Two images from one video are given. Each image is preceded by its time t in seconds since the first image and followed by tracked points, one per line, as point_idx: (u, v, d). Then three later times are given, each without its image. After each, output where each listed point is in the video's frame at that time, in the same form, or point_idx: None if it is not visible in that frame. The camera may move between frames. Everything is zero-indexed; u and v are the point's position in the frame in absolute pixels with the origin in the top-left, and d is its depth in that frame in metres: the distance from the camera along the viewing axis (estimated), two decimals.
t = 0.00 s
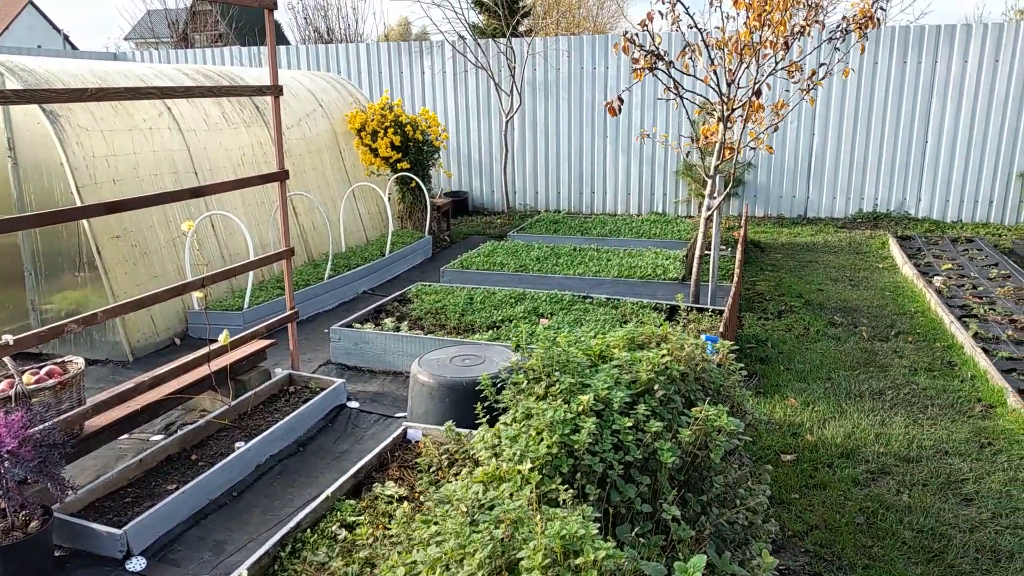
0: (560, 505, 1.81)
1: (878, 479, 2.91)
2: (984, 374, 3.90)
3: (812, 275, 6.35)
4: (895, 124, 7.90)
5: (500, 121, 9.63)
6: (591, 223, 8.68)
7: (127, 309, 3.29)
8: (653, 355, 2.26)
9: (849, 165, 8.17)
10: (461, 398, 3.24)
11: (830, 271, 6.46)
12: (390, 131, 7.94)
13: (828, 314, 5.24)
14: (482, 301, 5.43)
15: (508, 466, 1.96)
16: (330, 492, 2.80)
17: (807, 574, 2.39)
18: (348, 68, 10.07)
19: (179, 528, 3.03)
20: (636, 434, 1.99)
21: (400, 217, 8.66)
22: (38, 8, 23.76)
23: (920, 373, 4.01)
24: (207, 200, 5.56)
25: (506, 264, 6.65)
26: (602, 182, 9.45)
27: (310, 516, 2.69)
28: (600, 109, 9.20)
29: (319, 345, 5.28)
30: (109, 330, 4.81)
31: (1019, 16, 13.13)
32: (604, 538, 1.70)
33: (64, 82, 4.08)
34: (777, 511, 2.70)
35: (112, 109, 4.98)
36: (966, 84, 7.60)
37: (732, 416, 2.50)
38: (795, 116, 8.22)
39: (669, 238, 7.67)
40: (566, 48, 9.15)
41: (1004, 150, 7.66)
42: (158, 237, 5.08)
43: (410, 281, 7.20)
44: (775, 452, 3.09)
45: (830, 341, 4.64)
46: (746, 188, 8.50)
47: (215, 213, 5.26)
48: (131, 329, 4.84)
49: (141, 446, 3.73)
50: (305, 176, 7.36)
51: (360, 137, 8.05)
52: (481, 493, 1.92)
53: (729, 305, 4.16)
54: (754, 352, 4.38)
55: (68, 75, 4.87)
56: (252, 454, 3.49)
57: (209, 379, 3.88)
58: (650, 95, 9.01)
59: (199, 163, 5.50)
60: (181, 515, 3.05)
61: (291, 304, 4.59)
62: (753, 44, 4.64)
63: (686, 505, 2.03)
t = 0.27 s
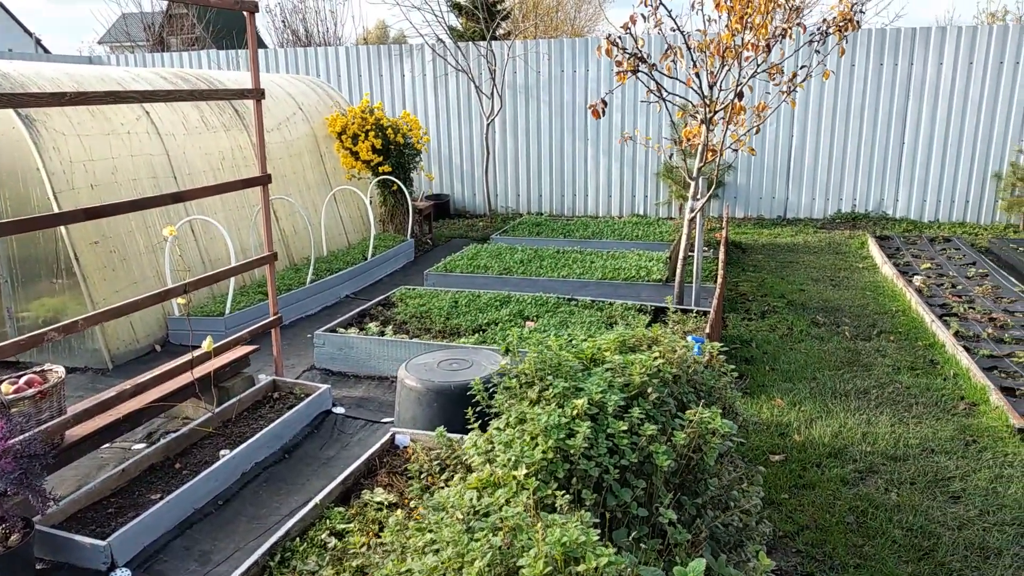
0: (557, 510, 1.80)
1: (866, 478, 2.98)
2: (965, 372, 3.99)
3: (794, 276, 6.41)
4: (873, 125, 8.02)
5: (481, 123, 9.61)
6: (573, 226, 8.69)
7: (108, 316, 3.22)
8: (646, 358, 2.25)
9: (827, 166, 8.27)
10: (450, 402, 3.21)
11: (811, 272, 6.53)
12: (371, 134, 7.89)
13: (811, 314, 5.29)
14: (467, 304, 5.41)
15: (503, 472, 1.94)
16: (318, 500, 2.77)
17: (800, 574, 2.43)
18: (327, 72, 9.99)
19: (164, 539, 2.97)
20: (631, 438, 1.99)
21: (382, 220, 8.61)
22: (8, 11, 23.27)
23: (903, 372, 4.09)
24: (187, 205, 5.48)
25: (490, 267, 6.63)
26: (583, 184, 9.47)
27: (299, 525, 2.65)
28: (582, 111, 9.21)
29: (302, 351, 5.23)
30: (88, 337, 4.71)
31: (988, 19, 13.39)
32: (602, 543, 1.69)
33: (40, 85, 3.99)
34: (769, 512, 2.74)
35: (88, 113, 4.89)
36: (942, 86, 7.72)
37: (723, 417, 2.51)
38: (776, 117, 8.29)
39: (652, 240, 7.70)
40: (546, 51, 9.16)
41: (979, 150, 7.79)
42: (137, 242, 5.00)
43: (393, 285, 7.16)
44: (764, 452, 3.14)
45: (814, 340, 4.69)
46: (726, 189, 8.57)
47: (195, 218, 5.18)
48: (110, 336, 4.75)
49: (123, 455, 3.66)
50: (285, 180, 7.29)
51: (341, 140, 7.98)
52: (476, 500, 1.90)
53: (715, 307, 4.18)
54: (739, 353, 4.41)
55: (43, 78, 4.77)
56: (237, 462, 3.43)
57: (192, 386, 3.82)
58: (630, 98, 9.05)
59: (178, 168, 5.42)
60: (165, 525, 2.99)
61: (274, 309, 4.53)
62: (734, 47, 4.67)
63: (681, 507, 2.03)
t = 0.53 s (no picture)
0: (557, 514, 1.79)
1: (860, 478, 3.01)
2: (954, 371, 4.03)
3: (782, 275, 6.44)
4: (858, 125, 8.08)
5: (469, 124, 9.59)
6: (562, 226, 8.70)
7: (96, 321, 3.17)
8: (642, 359, 2.25)
9: (814, 166, 8.33)
10: (443, 405, 3.20)
11: (799, 271, 6.57)
12: (358, 135, 7.85)
13: (800, 314, 5.32)
14: (457, 306, 5.40)
15: (501, 476, 1.93)
16: (312, 505, 2.74)
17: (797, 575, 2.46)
18: (313, 72, 9.93)
19: (155, 546, 2.93)
20: (629, 440, 1.99)
21: (371, 221, 8.58)
22: None
23: (893, 371, 4.13)
24: (174, 207, 5.42)
25: (480, 268, 6.62)
26: (571, 185, 9.48)
27: (292, 530, 2.62)
28: (571, 112, 9.21)
29: (292, 353, 5.19)
30: (75, 342, 4.65)
31: (970, 20, 13.55)
32: (603, 547, 1.68)
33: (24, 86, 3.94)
34: (765, 513, 2.77)
35: (73, 114, 4.83)
36: (926, 86, 7.79)
37: (719, 418, 2.51)
38: (765, 118, 8.33)
39: (641, 241, 7.72)
40: (534, 51, 9.16)
41: (963, 150, 7.88)
42: (124, 245, 4.94)
43: (382, 287, 7.13)
44: (758, 452, 3.17)
45: (804, 340, 4.71)
46: (714, 190, 8.61)
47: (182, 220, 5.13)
48: (97, 340, 4.69)
49: (112, 461, 3.61)
50: (273, 181, 7.24)
51: (328, 141, 7.93)
52: (475, 504, 1.90)
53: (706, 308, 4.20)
54: (730, 353, 4.43)
55: (27, 79, 4.70)
56: (229, 467, 3.40)
57: (181, 391, 3.77)
58: (618, 99, 9.07)
59: (165, 170, 5.36)
60: (157, 532, 2.95)
61: (264, 312, 4.49)
62: (723, 47, 4.69)
63: (679, 509, 2.03)
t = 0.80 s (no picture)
0: (556, 516, 1.79)
1: (856, 477, 3.02)
2: (949, 370, 4.05)
3: (777, 275, 6.46)
4: (852, 125, 8.11)
5: (462, 124, 9.58)
6: (557, 226, 8.69)
7: (90, 323, 3.15)
8: (640, 359, 2.25)
9: (807, 166, 8.36)
10: (440, 406, 3.19)
11: (794, 271, 6.59)
12: (352, 135, 7.83)
13: (795, 313, 5.33)
14: (453, 306, 5.39)
15: (499, 477, 1.92)
16: (309, 506, 2.73)
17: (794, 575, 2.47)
18: (306, 72, 9.89)
19: (150, 549, 2.91)
20: (627, 441, 1.98)
21: (365, 222, 8.56)
22: None
23: (888, 370, 4.15)
24: (168, 208, 5.39)
25: (475, 268, 6.61)
26: (566, 185, 9.48)
27: (289, 533, 2.61)
28: (565, 112, 9.21)
29: (287, 354, 5.17)
30: (68, 344, 4.62)
31: (963, 20, 13.61)
32: (602, 548, 1.68)
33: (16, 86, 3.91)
34: (762, 513, 2.78)
35: (65, 115, 4.80)
36: (919, 85, 7.82)
37: (717, 418, 2.51)
38: (758, 118, 8.35)
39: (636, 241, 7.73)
40: (527, 51, 9.15)
41: (956, 149, 7.91)
42: (117, 246, 4.91)
43: (377, 288, 7.10)
44: (754, 452, 3.18)
45: (799, 339, 4.73)
46: (708, 190, 8.63)
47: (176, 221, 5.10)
48: (90, 342, 4.66)
49: (106, 464, 3.59)
50: (266, 182, 7.21)
51: (322, 142, 7.91)
52: (473, 505, 1.89)
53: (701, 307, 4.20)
54: (726, 353, 4.43)
55: (19, 79, 4.67)
56: (224, 469, 3.38)
57: (176, 393, 3.75)
58: (612, 98, 9.07)
59: (158, 170, 5.33)
60: (152, 534, 2.93)
61: (258, 314, 4.47)
62: (717, 47, 4.70)
63: (678, 510, 2.03)
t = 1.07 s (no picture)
0: (555, 512, 1.79)
1: (855, 474, 3.02)
2: (948, 367, 4.06)
3: (775, 273, 6.47)
4: (850, 123, 8.12)
5: (461, 122, 9.57)
6: (555, 224, 8.69)
7: (88, 320, 3.14)
8: (639, 356, 2.25)
9: (806, 164, 8.36)
10: (439, 403, 3.19)
11: (792, 268, 6.60)
12: (350, 133, 7.82)
13: (793, 311, 5.34)
14: (451, 304, 5.39)
15: (499, 474, 1.92)
16: (307, 503, 2.73)
17: (793, 572, 2.47)
18: (305, 69, 9.89)
19: (148, 546, 2.91)
20: (627, 437, 1.98)
21: (363, 219, 8.55)
22: None
23: (886, 368, 4.16)
24: (165, 205, 5.38)
25: (474, 266, 6.61)
26: (564, 183, 9.47)
27: (288, 530, 2.61)
28: (564, 110, 9.20)
29: (285, 352, 5.17)
30: (66, 341, 4.61)
31: (961, 18, 13.62)
32: (602, 545, 1.68)
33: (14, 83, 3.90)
34: (761, 510, 2.78)
35: (63, 112, 4.79)
36: (917, 83, 7.83)
37: (716, 415, 2.51)
38: (756, 116, 8.35)
39: (634, 238, 7.73)
40: (526, 49, 9.14)
41: (954, 148, 7.92)
42: (115, 243, 4.90)
43: (375, 285, 7.10)
44: (753, 450, 3.19)
45: (797, 337, 4.74)
46: (706, 188, 8.63)
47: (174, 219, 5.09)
48: (89, 340, 4.65)
49: (104, 461, 3.58)
50: (264, 179, 7.19)
51: (320, 139, 7.89)
52: (473, 502, 1.89)
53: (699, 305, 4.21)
54: (724, 351, 4.44)
55: (16, 76, 4.66)
56: (222, 467, 3.37)
57: (174, 390, 3.75)
58: (611, 96, 9.06)
59: (156, 167, 5.32)
60: (150, 532, 2.93)
61: (256, 311, 4.46)
62: (716, 45, 4.69)
63: (678, 507, 2.03)
